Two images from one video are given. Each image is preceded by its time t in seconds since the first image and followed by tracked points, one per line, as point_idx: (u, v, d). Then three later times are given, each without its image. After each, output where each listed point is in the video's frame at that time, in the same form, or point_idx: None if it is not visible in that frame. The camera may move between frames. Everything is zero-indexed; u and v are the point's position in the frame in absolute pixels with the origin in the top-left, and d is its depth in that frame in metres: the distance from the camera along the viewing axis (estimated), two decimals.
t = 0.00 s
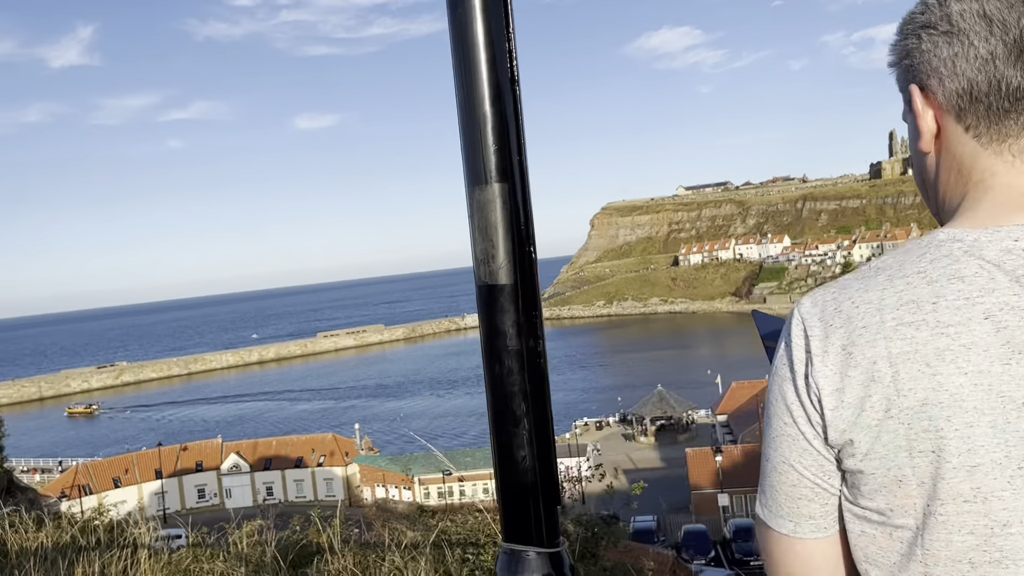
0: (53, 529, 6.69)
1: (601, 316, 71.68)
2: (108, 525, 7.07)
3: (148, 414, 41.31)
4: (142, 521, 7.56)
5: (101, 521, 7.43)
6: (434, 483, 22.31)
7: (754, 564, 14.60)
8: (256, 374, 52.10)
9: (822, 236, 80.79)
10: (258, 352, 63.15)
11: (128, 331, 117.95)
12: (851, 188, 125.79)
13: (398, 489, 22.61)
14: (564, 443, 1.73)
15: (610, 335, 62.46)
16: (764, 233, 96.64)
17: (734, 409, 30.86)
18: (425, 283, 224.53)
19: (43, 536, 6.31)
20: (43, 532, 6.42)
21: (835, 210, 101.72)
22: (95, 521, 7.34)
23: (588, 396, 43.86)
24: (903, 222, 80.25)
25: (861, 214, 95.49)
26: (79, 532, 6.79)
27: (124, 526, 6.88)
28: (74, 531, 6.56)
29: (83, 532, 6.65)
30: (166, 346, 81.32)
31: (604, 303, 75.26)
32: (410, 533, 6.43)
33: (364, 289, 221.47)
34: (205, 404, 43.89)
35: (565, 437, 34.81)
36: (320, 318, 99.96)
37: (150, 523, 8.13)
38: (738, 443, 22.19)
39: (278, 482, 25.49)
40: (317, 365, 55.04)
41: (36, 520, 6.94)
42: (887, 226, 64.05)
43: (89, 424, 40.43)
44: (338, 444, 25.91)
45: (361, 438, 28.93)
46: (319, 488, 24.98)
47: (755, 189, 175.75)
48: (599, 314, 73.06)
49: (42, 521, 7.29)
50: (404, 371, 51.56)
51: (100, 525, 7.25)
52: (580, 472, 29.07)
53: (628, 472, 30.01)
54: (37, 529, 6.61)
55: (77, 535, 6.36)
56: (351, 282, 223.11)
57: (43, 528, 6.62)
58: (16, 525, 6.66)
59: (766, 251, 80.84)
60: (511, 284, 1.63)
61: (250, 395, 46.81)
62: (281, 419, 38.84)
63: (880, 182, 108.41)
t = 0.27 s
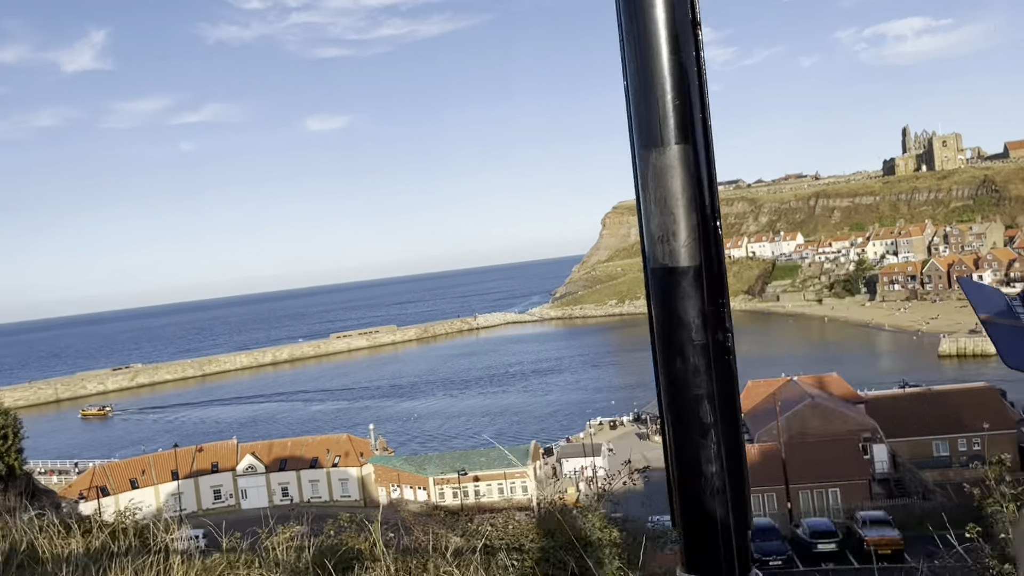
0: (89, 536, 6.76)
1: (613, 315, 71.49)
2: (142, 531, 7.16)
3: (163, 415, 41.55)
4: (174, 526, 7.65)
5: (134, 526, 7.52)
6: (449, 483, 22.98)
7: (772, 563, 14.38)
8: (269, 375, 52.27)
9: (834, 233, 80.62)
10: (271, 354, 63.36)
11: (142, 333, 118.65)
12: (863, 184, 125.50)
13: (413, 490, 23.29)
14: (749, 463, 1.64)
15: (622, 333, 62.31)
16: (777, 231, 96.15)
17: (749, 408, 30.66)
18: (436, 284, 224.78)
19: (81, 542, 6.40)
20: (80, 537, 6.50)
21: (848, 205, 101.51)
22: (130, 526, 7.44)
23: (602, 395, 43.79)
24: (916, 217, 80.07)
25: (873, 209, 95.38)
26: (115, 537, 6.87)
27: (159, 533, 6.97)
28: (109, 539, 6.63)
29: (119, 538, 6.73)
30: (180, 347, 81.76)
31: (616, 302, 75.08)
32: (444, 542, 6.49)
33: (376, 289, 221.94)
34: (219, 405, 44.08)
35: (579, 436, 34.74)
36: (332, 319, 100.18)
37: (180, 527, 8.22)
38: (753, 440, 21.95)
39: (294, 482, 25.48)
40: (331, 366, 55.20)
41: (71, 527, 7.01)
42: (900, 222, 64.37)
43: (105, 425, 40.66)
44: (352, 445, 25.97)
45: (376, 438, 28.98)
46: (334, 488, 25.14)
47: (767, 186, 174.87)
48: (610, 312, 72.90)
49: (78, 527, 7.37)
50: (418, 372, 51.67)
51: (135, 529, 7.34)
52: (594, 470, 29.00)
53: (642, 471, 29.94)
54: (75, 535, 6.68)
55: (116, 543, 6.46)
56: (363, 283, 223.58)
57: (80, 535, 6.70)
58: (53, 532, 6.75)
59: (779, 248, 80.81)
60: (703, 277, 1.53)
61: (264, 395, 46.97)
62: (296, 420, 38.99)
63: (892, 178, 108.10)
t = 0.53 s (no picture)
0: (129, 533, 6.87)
1: (625, 313, 71.35)
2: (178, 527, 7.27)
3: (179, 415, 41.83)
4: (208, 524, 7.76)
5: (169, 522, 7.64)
6: (463, 480, 23.71)
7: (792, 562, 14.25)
8: (282, 374, 52.48)
9: (847, 229, 80.37)
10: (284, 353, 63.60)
11: (155, 334, 119.34)
12: (875, 181, 124.97)
13: (428, 487, 23.95)
14: None
15: (634, 332, 62.19)
16: (789, 228, 95.70)
17: (763, 406, 30.51)
18: (447, 283, 224.54)
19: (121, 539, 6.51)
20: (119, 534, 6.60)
21: (860, 203, 101.18)
22: (164, 523, 7.54)
23: (615, 393, 43.74)
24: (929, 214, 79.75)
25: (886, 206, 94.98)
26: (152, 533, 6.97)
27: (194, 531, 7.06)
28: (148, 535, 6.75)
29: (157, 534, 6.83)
30: (194, 347, 82.23)
31: (627, 300, 74.90)
32: (475, 538, 6.54)
33: (387, 289, 222.48)
34: (234, 404, 44.30)
35: (593, 434, 34.70)
36: (344, 318, 100.44)
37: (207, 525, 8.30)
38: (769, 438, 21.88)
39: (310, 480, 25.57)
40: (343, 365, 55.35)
41: (108, 525, 7.13)
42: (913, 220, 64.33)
43: (121, 425, 40.91)
44: (367, 442, 25.96)
45: (391, 437, 29.03)
46: (349, 486, 25.26)
47: (778, 183, 173.99)
48: (622, 311, 72.73)
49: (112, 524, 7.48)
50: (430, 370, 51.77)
51: (170, 526, 7.46)
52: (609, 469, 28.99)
53: (656, 470, 29.94)
54: (114, 532, 6.79)
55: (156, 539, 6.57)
56: (373, 282, 224.09)
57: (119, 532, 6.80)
58: (93, 531, 6.87)
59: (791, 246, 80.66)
60: (986, 206, 1.40)
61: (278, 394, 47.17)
62: (311, 419, 39.14)
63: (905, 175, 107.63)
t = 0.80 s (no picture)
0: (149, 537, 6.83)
1: (637, 311, 71.12)
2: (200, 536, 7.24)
3: (195, 414, 42.03)
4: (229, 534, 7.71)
5: (191, 527, 7.60)
6: (478, 479, 23.82)
7: (811, 562, 14.01)
8: (296, 372, 52.64)
9: (862, 226, 79.73)
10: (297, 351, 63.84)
11: (170, 333, 120.09)
12: (891, 177, 123.98)
13: (443, 487, 24.07)
14: None
15: (647, 330, 61.96)
16: (802, 225, 95.10)
17: (779, 404, 30.25)
18: (460, 281, 224.85)
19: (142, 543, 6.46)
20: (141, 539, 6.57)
21: (876, 199, 100.41)
22: (186, 528, 7.52)
23: (629, 391, 43.58)
24: (945, 209, 78.98)
25: (901, 202, 94.11)
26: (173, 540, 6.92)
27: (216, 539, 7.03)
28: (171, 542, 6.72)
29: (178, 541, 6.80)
30: (208, 347, 82.63)
31: (640, 298, 74.65)
32: (506, 575, 6.45)
33: (399, 288, 222.95)
34: (249, 403, 44.47)
35: (607, 433, 34.58)
36: (357, 317, 100.70)
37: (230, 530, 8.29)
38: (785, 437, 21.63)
39: (324, 479, 25.55)
40: (357, 364, 55.46)
41: (128, 527, 7.10)
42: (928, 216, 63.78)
43: (138, 424, 41.18)
44: (382, 442, 25.96)
45: (406, 435, 29.02)
46: (364, 485, 25.27)
47: (791, 180, 172.99)
48: (634, 309, 72.48)
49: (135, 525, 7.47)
50: (443, 369, 51.74)
51: (193, 532, 7.42)
52: (624, 468, 28.88)
53: (672, 468, 29.80)
54: (136, 536, 6.75)
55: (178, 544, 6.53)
56: (386, 281, 224.58)
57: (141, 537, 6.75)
58: (114, 533, 6.83)
59: (805, 243, 80.11)
60: None
61: (291, 392, 47.29)
62: (325, 417, 39.24)
63: (921, 171, 106.71)
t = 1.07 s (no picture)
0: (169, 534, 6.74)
1: (652, 310, 70.77)
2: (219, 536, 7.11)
3: (211, 412, 42.24)
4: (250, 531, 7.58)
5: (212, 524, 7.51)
6: (495, 478, 23.82)
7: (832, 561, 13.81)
8: (312, 370, 52.85)
9: (879, 224, 78.93)
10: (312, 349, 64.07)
11: (187, 331, 121.05)
12: (908, 174, 122.62)
13: (459, 485, 24.10)
14: None
15: (662, 328, 61.63)
16: (819, 223, 94.29)
17: (798, 403, 29.91)
18: (474, 280, 224.86)
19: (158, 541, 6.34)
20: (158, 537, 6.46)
21: (893, 196, 99.39)
22: (206, 525, 7.43)
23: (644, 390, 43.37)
24: (964, 206, 78.02)
25: (919, 199, 93.06)
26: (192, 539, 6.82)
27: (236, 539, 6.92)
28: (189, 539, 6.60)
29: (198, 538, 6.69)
30: (224, 345, 83.07)
31: (655, 296, 74.27)
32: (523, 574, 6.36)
33: (413, 287, 223.41)
34: (265, 401, 44.65)
35: (622, 432, 34.41)
36: (371, 316, 100.98)
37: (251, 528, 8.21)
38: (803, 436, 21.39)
39: (341, 477, 25.57)
40: (372, 362, 55.59)
41: (146, 526, 7.02)
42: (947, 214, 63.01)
43: (156, 422, 41.44)
44: (398, 440, 25.93)
45: (421, 433, 29.00)
46: (380, 483, 25.27)
47: (807, 178, 171.55)
48: (650, 307, 72.12)
49: (155, 523, 7.40)
50: (458, 367, 51.72)
51: (213, 530, 7.33)
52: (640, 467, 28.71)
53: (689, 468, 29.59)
54: (155, 535, 6.65)
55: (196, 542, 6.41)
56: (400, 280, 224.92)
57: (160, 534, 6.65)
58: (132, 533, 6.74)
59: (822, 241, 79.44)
60: None
61: (307, 391, 47.43)
62: (341, 415, 39.34)
63: (940, 169, 105.49)
